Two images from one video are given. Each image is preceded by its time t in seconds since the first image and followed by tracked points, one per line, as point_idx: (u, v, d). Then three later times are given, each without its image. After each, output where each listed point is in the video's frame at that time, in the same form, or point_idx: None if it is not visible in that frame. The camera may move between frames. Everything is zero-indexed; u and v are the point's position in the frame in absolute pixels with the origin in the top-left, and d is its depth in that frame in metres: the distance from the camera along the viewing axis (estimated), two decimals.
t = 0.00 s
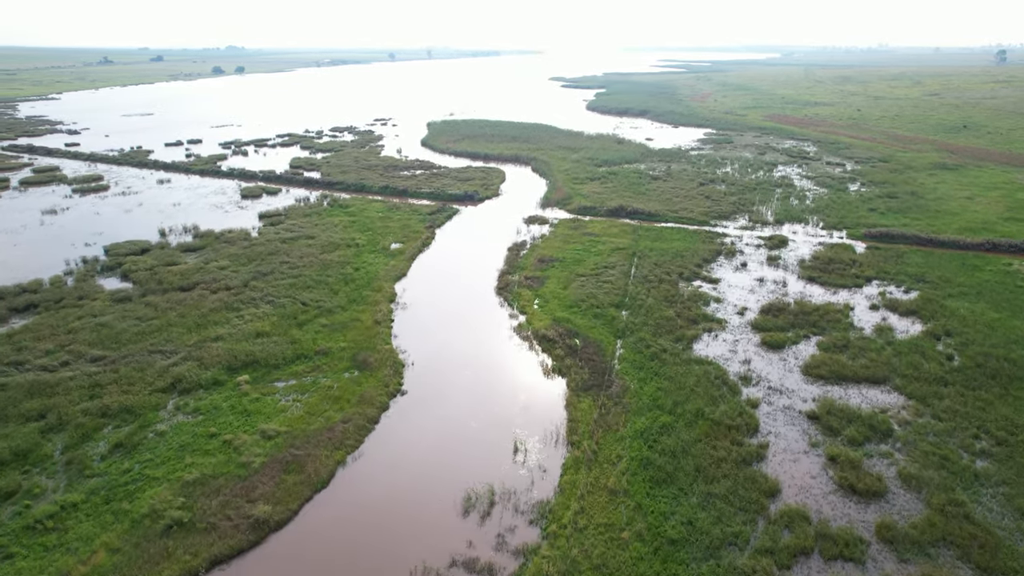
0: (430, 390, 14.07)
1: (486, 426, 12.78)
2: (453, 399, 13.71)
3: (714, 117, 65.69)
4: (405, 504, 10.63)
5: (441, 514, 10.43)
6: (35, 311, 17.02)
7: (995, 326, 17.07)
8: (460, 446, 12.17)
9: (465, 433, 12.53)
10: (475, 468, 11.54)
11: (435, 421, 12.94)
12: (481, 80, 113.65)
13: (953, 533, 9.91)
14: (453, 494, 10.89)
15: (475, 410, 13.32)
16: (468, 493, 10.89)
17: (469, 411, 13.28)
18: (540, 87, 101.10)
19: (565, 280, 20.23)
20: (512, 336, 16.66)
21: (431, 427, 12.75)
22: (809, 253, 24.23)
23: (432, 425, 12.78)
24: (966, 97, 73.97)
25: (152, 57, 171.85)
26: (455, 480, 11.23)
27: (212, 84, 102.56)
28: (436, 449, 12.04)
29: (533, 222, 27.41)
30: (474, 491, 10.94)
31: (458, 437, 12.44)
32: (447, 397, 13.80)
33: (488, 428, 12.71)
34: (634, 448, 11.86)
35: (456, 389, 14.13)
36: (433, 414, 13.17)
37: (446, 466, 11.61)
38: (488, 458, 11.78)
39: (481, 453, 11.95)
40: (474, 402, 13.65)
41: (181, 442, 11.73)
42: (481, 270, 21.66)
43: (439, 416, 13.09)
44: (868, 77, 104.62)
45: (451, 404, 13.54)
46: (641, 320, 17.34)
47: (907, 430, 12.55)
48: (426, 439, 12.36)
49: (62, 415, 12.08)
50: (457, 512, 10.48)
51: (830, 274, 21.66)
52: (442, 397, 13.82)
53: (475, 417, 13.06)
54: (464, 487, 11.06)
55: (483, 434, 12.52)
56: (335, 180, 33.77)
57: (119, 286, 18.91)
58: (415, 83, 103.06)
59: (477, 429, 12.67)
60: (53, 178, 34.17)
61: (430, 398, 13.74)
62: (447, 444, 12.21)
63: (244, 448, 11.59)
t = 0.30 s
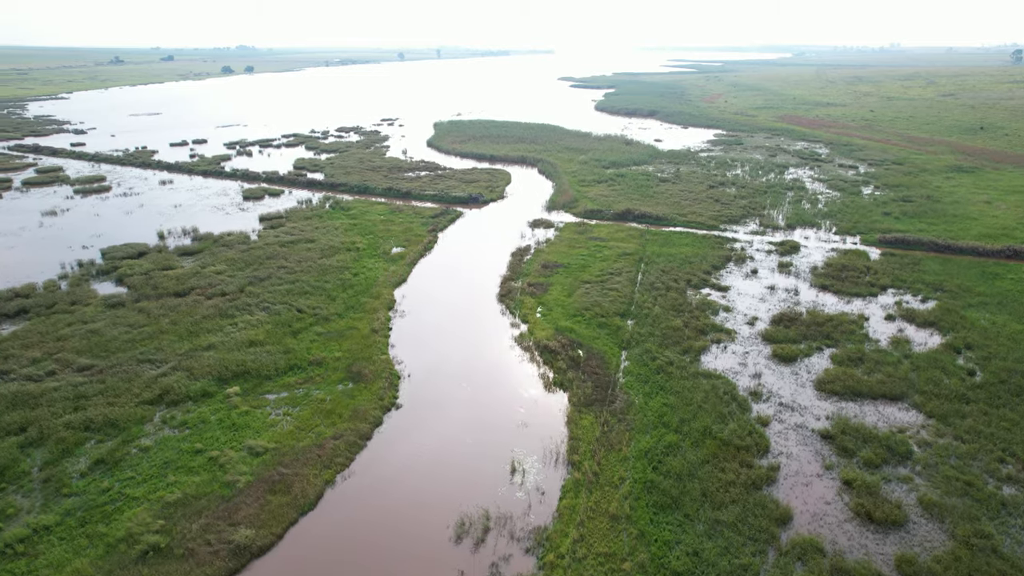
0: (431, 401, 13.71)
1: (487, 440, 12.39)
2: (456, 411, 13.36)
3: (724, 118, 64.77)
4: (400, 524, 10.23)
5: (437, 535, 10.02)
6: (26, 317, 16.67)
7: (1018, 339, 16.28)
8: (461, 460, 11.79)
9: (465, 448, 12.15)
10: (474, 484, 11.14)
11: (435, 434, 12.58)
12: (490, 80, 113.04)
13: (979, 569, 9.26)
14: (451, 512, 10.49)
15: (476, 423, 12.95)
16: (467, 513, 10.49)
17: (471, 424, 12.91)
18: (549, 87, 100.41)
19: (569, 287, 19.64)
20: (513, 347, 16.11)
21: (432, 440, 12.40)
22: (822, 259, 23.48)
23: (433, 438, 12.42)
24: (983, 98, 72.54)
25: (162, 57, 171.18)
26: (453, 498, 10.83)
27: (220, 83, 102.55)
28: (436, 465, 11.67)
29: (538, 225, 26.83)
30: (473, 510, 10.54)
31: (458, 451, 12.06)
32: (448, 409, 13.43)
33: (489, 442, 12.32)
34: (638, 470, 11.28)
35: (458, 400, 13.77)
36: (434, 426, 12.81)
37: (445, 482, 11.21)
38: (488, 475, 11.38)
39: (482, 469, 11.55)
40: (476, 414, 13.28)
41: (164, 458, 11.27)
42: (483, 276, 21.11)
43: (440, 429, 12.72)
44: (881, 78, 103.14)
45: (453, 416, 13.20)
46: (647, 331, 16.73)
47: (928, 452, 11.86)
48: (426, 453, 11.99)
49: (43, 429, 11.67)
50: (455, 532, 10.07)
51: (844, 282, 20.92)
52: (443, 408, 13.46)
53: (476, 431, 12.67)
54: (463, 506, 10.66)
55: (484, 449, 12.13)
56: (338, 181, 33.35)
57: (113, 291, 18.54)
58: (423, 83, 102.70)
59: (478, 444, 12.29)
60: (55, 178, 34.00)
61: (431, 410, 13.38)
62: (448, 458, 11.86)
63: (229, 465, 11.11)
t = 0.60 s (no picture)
0: (430, 410, 13.35)
1: (488, 453, 11.99)
2: (456, 420, 13.00)
3: (733, 119, 63.90)
4: (396, 541, 9.87)
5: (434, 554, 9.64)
6: (14, 324, 16.32)
7: None
8: (460, 474, 11.40)
9: (465, 460, 11.77)
10: (474, 499, 10.76)
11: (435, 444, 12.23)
12: (497, 79, 112.46)
13: None
14: (450, 529, 10.15)
15: (477, 433, 12.60)
16: (466, 530, 10.13)
17: (472, 434, 12.55)
18: (556, 87, 99.73)
19: (572, 295, 19.07)
20: (512, 358, 15.56)
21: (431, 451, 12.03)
22: (834, 266, 22.78)
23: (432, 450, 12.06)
24: (998, 98, 71.23)
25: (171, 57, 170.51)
26: (453, 514, 10.46)
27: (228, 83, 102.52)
28: (436, 477, 11.32)
29: (542, 229, 26.27)
30: (472, 527, 10.18)
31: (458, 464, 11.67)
32: (448, 418, 13.07)
33: (490, 455, 11.93)
34: (640, 494, 10.69)
35: (459, 409, 13.39)
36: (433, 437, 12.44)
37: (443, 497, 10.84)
38: (488, 489, 11.00)
39: (482, 483, 11.17)
40: (476, 424, 12.90)
41: (145, 476, 10.81)
42: (484, 282, 20.57)
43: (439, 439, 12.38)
44: (893, 78, 101.79)
45: (453, 425, 12.83)
46: (651, 342, 16.14)
47: (949, 477, 11.17)
48: (425, 465, 11.63)
49: (21, 444, 11.25)
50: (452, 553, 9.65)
51: (856, 290, 20.22)
52: (443, 417, 13.10)
53: (478, 442, 12.30)
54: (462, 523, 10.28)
55: (482, 464, 11.67)
56: (340, 183, 32.94)
57: (105, 297, 18.18)
58: (431, 83, 102.36)
59: (478, 455, 11.91)
60: (57, 179, 33.84)
61: (430, 419, 13.02)
62: (447, 470, 11.50)
63: (212, 485, 10.62)
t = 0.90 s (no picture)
0: (429, 415, 13.15)
1: (489, 458, 11.83)
2: (456, 425, 12.84)
3: (741, 120, 63.03)
4: (397, 549, 9.72)
5: (435, 564, 9.46)
6: None
7: None
8: (461, 480, 11.24)
9: (466, 465, 11.62)
10: (476, 506, 10.61)
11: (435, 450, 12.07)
12: (503, 79, 111.82)
13: None
14: (443, 552, 9.69)
15: (478, 437, 12.44)
16: (459, 554, 9.68)
17: (472, 439, 12.40)
18: (562, 87, 99.06)
19: (573, 303, 18.47)
20: (510, 369, 15.02)
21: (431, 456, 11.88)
22: (845, 273, 22.09)
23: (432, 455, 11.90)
24: (1012, 99, 70.06)
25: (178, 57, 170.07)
26: (447, 535, 10.02)
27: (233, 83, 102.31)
28: (436, 483, 11.15)
29: (544, 233, 25.69)
30: (466, 551, 9.73)
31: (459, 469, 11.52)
32: (448, 422, 12.90)
33: (491, 460, 11.78)
34: (641, 521, 10.11)
35: (459, 414, 13.21)
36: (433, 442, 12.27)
37: (444, 504, 10.65)
38: (490, 495, 10.85)
39: (484, 489, 11.01)
40: (476, 428, 12.73)
41: (121, 496, 10.32)
42: (483, 288, 20.03)
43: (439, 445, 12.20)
44: (904, 78, 100.52)
45: (453, 430, 12.67)
46: (655, 353, 15.54)
47: (971, 504, 10.52)
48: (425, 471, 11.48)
49: None
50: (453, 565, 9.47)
51: (869, 299, 19.53)
52: (442, 422, 12.93)
53: (478, 447, 12.15)
54: (463, 531, 10.13)
55: (475, 485, 11.12)
56: (341, 184, 32.47)
57: (94, 303, 17.77)
58: (436, 83, 101.91)
59: (479, 461, 11.76)
60: (55, 180, 33.54)
61: (430, 424, 12.86)
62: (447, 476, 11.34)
63: (190, 508, 10.11)
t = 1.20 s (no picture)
0: (424, 420, 13.08)
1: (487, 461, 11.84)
2: (451, 429, 12.80)
3: (746, 120, 62.23)
4: None
5: (440, 566, 9.48)
6: None
7: None
8: (459, 484, 11.23)
9: (464, 470, 11.62)
10: (477, 509, 10.62)
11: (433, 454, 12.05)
12: (506, 79, 111.13)
13: None
14: None
15: (474, 440, 12.44)
16: None
17: (469, 442, 12.41)
18: (566, 87, 98.34)
19: (573, 312, 17.86)
20: (506, 382, 14.47)
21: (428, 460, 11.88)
22: (854, 280, 21.42)
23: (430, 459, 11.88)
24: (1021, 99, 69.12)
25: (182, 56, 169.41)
26: (434, 565, 9.50)
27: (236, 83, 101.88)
28: (436, 487, 11.15)
29: (544, 237, 25.09)
30: None
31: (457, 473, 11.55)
32: (443, 427, 12.87)
33: (489, 463, 11.79)
34: (641, 552, 9.53)
35: (453, 418, 13.15)
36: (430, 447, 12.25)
37: (446, 507, 10.67)
38: (490, 498, 10.88)
39: (481, 499, 10.86)
40: (473, 431, 12.72)
41: (91, 521, 9.80)
42: (480, 296, 19.46)
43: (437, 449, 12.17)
44: (912, 78, 99.46)
45: (449, 433, 12.67)
46: (657, 366, 14.93)
47: (993, 535, 9.89)
48: (423, 475, 11.47)
49: None
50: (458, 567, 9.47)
51: (879, 308, 18.87)
52: (437, 426, 12.87)
53: (476, 449, 12.18)
54: (466, 534, 10.13)
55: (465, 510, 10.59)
56: (338, 186, 31.96)
57: (79, 310, 17.28)
58: (439, 83, 101.43)
59: (477, 464, 11.76)
60: (50, 181, 33.12)
61: (426, 428, 12.81)
62: (446, 481, 11.32)
63: (163, 535, 9.58)
